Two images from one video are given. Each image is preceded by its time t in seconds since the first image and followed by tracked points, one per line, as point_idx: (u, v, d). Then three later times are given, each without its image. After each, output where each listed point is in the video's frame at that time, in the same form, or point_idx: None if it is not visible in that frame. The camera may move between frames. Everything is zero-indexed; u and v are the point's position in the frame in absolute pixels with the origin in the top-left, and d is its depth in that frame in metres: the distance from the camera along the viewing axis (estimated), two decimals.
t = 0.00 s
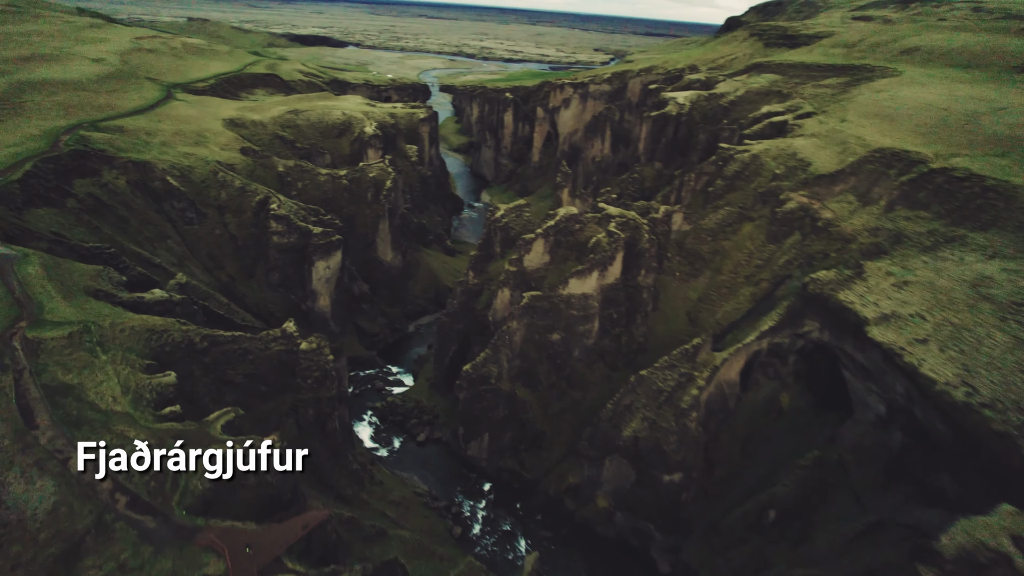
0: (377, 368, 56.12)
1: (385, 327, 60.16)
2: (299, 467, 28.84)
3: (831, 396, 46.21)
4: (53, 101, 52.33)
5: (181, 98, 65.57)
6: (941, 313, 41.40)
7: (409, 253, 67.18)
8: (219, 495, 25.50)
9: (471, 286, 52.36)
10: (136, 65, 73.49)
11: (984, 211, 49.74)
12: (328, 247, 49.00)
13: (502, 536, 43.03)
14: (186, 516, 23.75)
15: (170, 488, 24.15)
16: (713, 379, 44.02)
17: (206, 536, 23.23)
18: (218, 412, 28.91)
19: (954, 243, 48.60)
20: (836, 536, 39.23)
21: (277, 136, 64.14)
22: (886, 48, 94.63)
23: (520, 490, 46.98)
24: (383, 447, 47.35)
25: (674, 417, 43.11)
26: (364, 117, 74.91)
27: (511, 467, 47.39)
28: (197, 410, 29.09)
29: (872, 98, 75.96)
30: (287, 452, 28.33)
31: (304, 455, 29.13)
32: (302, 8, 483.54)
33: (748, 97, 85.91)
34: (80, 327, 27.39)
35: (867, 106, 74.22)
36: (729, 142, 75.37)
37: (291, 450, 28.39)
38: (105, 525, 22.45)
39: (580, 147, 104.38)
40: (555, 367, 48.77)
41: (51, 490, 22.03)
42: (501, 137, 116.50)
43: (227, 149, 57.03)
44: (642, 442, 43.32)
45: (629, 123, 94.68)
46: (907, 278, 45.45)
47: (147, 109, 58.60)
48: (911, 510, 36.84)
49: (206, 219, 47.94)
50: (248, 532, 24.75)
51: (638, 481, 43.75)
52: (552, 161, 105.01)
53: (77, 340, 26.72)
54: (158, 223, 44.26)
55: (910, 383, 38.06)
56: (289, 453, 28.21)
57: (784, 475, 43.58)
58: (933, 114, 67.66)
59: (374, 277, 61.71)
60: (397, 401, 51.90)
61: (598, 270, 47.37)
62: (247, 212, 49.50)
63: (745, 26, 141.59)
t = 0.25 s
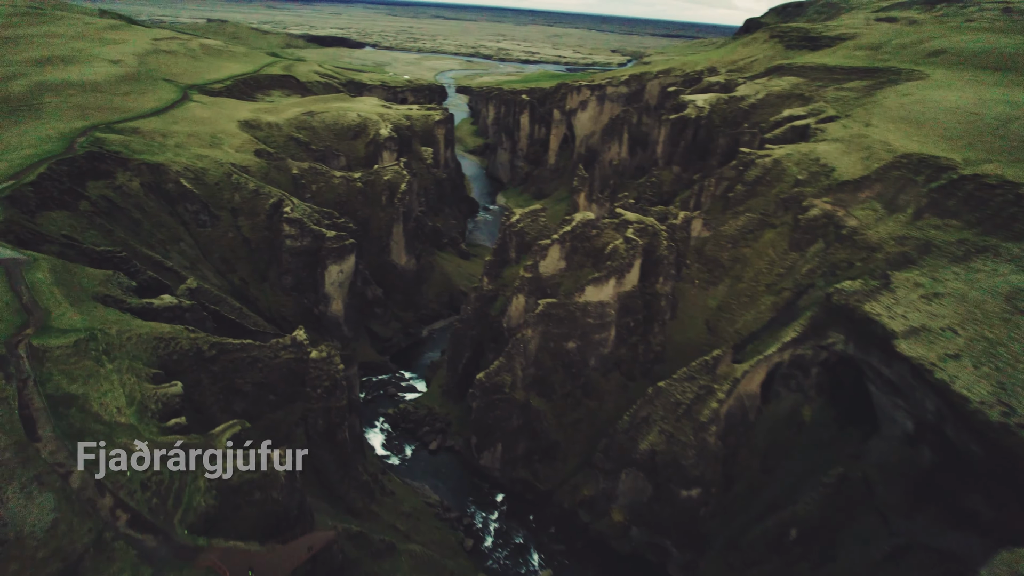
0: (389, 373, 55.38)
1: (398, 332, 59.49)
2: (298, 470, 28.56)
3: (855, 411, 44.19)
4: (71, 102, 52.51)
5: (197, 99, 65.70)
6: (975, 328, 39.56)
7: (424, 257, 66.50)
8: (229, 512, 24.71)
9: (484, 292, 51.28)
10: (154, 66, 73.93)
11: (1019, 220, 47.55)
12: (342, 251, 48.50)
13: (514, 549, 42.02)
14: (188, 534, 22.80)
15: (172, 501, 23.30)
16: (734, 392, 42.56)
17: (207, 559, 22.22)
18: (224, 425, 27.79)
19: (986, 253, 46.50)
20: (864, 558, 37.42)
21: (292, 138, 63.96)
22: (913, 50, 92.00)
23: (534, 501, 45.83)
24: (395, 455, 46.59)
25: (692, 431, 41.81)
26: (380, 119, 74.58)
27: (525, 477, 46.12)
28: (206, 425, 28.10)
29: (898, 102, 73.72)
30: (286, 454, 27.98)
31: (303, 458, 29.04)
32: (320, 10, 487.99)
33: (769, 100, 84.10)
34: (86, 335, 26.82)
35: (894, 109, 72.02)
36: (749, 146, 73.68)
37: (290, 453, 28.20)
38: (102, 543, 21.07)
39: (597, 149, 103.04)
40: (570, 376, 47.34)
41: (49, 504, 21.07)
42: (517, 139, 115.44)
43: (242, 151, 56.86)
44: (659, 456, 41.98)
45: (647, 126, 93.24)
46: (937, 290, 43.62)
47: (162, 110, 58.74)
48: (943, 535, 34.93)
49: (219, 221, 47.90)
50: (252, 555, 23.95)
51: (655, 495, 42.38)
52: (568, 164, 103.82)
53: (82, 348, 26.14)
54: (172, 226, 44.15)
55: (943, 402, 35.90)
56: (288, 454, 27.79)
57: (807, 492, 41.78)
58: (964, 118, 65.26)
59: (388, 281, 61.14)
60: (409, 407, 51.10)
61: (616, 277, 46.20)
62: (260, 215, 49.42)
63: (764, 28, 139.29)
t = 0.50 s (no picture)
0: (401, 379, 54.67)
1: (411, 337, 58.83)
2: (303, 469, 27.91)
3: (878, 427, 42.83)
4: (87, 104, 52.64)
5: (213, 101, 65.85)
6: (1010, 343, 37.70)
7: (437, 261, 65.77)
8: (233, 530, 23.67)
9: (498, 298, 50.33)
10: (172, 68, 74.45)
11: None
12: (355, 256, 48.08)
13: (527, 563, 40.88)
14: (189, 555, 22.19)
15: (173, 519, 22.75)
16: (755, 406, 41.22)
17: None
18: (231, 440, 26.86)
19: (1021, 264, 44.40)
20: None
21: (307, 140, 63.80)
22: (941, 50, 89.19)
23: (547, 513, 44.65)
24: (406, 464, 45.77)
25: (710, 445, 40.40)
26: (394, 121, 74.09)
27: (538, 489, 45.02)
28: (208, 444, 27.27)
29: (926, 105, 71.37)
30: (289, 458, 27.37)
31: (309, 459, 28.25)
32: (338, 11, 491.85)
33: (790, 103, 82.16)
34: (91, 344, 26.45)
35: (921, 113, 69.71)
36: (770, 150, 71.92)
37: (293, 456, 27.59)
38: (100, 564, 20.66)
39: (614, 152, 101.55)
40: (584, 385, 46.10)
41: (48, 522, 20.81)
42: (533, 142, 114.19)
43: (256, 154, 56.66)
44: (676, 470, 40.68)
45: (665, 129, 91.60)
46: (969, 303, 41.78)
47: (178, 112, 58.92)
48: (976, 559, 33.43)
49: (231, 225, 47.82)
50: None
51: (672, 511, 40.99)
52: (585, 167, 102.61)
53: (87, 358, 25.78)
54: (184, 229, 44.12)
55: (976, 419, 33.72)
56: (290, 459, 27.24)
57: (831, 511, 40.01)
58: (996, 121, 62.79)
59: (401, 285, 60.55)
60: (421, 415, 50.28)
61: (633, 285, 45.06)
62: (273, 219, 49.28)
63: (783, 29, 136.79)
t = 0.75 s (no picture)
0: (414, 386, 53.82)
1: (424, 342, 58.06)
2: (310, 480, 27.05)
3: (903, 443, 40.88)
4: (102, 106, 52.67)
5: (227, 103, 65.77)
6: None
7: (451, 264, 65.01)
8: (236, 550, 22.99)
9: (512, 304, 49.30)
10: (187, 70, 74.60)
11: None
12: (367, 260, 47.67)
13: None
14: None
15: (174, 540, 21.82)
16: (776, 420, 39.89)
17: None
18: (232, 456, 26.26)
19: None
20: None
21: (320, 142, 63.50)
22: (968, 52, 86.63)
23: (561, 526, 43.26)
24: (417, 473, 44.89)
25: (731, 460, 39.03)
26: (409, 123, 73.58)
27: (551, 500, 43.78)
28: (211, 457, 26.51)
29: (953, 108, 69.14)
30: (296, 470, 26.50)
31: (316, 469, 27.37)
32: (355, 12, 494.95)
33: (811, 105, 80.10)
34: (97, 353, 25.67)
35: (948, 116, 67.52)
36: (790, 155, 70.08)
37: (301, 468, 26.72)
38: None
39: (630, 155, 100.04)
40: (600, 396, 44.84)
41: (44, 542, 19.79)
42: (548, 144, 112.92)
43: (269, 156, 56.40)
44: (695, 485, 39.29)
45: (683, 132, 89.96)
46: (1003, 316, 40.00)
47: (192, 113, 58.84)
48: None
49: (244, 228, 47.56)
50: None
51: (690, 526, 39.48)
52: (600, 169, 101.33)
53: (92, 368, 24.96)
54: (196, 232, 43.95)
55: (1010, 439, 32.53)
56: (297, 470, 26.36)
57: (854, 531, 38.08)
58: None
59: (414, 289, 59.89)
60: (433, 422, 49.28)
61: (650, 293, 43.92)
62: (285, 222, 48.89)
63: (802, 30, 134.08)
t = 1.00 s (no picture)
0: (425, 392, 52.90)
1: (436, 347, 57.26)
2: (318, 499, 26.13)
3: (930, 464, 38.44)
4: (117, 107, 52.84)
5: (241, 104, 65.69)
6: None
7: (464, 268, 64.12)
8: (237, 571, 22.24)
9: (526, 310, 48.23)
10: (202, 70, 74.77)
11: None
12: (379, 265, 47.25)
13: None
14: None
15: (173, 561, 21.32)
16: (798, 435, 38.52)
17: None
18: (238, 469, 25.33)
19: None
20: None
21: (334, 144, 63.18)
22: (999, 52, 83.58)
23: (573, 540, 41.72)
24: (428, 482, 43.92)
25: (750, 477, 37.64)
26: (424, 125, 72.98)
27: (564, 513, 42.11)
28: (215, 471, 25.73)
29: (984, 111, 66.54)
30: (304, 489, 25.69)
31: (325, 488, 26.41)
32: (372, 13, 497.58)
33: (832, 109, 77.95)
34: (101, 363, 25.06)
35: (979, 119, 64.94)
36: (812, 159, 68.08)
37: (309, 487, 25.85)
38: None
39: (647, 158, 98.46)
40: (615, 406, 43.29)
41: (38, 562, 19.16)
42: (564, 146, 111.77)
43: (282, 158, 56.15)
44: (712, 502, 37.91)
45: (701, 135, 88.18)
46: None
47: (205, 114, 58.85)
48: None
49: (256, 230, 47.40)
50: None
51: (707, 544, 37.91)
52: (616, 173, 99.94)
53: (95, 379, 24.38)
54: (207, 235, 43.92)
55: None
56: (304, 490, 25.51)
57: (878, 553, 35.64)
58: None
59: (427, 293, 59.21)
60: (444, 430, 48.14)
61: (668, 302, 42.75)
62: (297, 225, 48.62)
63: (823, 31, 131.18)
